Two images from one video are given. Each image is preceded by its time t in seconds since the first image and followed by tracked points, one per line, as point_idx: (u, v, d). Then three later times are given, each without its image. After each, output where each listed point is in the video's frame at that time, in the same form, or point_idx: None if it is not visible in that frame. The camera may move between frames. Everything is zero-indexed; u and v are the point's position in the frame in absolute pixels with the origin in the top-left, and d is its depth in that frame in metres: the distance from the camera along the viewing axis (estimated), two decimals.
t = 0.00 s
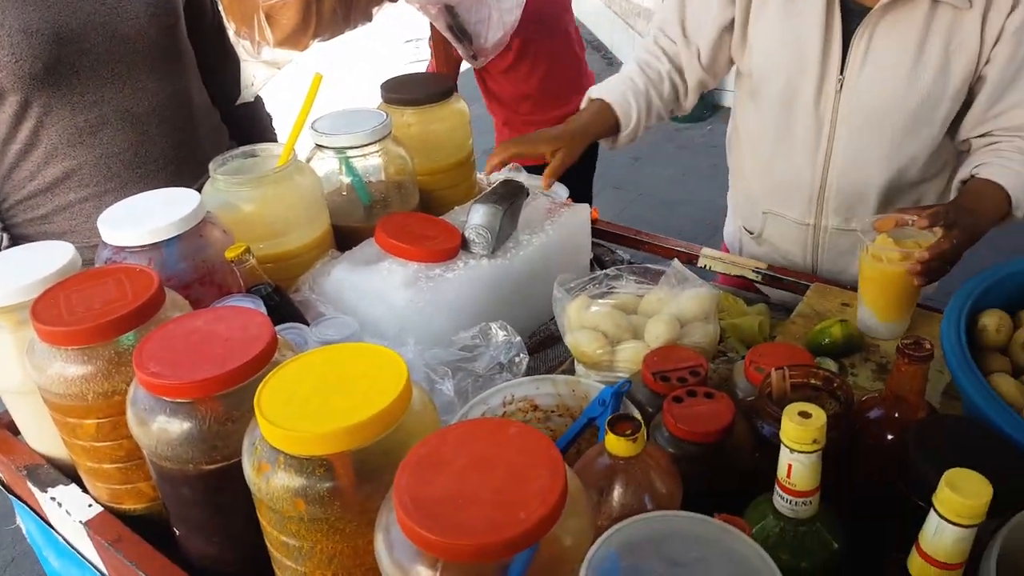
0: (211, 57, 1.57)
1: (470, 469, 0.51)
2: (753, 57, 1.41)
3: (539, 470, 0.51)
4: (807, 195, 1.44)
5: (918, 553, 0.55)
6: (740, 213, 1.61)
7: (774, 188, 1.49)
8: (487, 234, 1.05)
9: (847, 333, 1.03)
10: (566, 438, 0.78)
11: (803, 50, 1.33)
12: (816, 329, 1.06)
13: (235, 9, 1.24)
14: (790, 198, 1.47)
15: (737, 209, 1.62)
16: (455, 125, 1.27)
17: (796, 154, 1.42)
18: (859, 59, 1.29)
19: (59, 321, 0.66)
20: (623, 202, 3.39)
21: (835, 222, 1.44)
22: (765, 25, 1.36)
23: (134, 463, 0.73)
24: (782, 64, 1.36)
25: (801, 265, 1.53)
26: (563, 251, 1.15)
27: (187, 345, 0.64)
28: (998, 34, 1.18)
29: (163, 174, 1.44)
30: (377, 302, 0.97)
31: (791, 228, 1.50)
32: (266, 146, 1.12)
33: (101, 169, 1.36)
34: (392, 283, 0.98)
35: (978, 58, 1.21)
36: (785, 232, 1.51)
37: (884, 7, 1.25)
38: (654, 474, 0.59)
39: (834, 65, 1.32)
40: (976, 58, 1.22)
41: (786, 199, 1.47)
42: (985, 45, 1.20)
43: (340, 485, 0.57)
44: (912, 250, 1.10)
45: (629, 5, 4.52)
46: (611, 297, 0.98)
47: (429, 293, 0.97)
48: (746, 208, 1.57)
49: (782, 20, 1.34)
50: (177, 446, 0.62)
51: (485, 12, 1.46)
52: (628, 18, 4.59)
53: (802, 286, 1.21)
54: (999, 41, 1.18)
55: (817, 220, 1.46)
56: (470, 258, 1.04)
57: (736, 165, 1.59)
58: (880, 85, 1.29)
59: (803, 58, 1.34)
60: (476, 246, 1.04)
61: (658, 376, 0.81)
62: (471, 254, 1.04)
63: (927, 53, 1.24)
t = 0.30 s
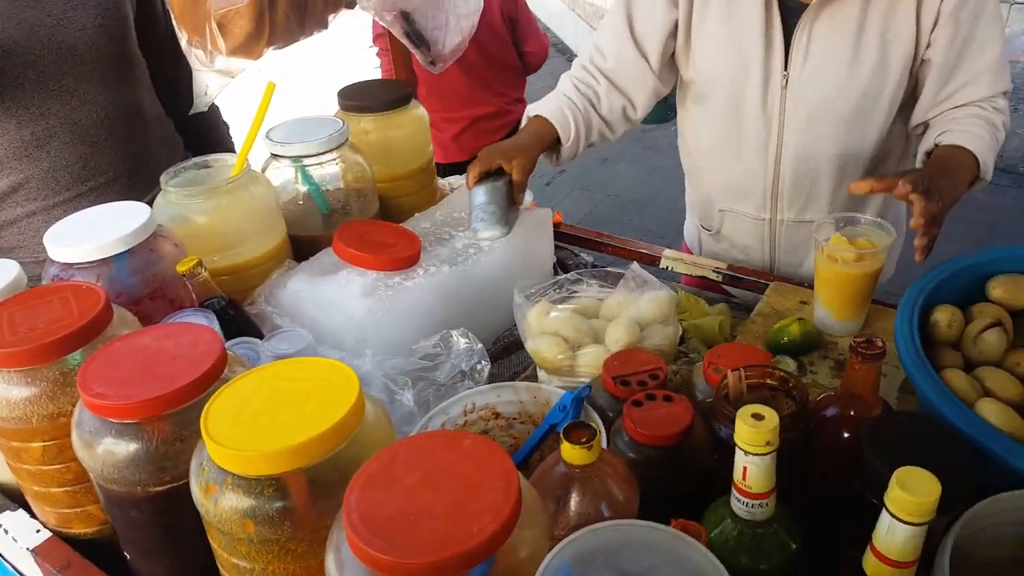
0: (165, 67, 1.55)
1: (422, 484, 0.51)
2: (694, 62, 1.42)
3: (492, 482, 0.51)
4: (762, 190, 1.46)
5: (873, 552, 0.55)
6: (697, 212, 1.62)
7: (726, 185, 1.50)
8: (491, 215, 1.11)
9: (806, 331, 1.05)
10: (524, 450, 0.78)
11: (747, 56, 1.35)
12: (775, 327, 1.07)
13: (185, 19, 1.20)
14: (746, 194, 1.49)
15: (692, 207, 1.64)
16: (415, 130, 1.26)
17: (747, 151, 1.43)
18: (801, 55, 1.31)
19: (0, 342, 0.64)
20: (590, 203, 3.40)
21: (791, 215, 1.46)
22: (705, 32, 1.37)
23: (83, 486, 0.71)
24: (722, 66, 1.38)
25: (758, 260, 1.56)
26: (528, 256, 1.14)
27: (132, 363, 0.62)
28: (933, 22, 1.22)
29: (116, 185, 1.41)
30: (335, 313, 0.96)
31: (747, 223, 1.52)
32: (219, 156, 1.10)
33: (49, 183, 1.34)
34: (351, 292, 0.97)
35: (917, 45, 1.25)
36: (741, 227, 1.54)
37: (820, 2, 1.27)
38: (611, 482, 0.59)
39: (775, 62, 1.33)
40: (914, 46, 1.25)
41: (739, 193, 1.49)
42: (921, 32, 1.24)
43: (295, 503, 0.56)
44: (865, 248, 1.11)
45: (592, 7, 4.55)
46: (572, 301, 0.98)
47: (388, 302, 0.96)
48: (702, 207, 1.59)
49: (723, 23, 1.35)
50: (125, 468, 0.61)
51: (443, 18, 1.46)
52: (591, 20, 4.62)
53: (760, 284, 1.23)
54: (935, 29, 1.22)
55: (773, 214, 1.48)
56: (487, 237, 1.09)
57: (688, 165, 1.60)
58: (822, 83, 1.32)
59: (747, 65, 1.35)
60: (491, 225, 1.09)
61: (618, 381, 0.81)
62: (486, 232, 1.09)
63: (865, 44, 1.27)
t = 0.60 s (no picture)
0: (78, 84, 1.49)
1: (328, 529, 0.50)
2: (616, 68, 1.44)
3: (403, 523, 0.50)
4: (689, 193, 1.46)
5: (796, 570, 0.55)
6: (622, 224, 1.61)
7: (653, 190, 1.50)
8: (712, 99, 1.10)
9: (733, 341, 1.06)
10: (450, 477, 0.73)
11: (665, 56, 1.37)
12: (704, 338, 1.08)
13: (96, 35, 1.17)
14: (673, 197, 1.48)
15: (616, 218, 1.62)
16: (339, 146, 1.23)
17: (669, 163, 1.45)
18: (718, 46, 1.34)
19: None
20: (530, 213, 3.40)
21: (718, 213, 1.47)
22: (626, 35, 1.39)
23: None
24: (646, 71, 1.39)
25: (688, 266, 1.57)
26: (459, 272, 1.12)
27: (22, 406, 0.60)
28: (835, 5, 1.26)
29: (20, 209, 1.38)
30: (252, 338, 0.92)
31: (675, 226, 1.52)
32: (130, 177, 1.05)
33: None
34: (269, 316, 0.93)
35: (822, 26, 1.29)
36: (669, 231, 1.53)
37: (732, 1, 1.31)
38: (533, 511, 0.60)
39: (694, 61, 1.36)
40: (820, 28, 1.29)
41: (666, 197, 1.49)
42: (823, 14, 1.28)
43: (200, 550, 0.55)
44: (789, 256, 1.13)
45: (528, 18, 4.58)
46: (502, 319, 0.97)
47: (307, 325, 0.93)
48: (629, 218, 1.58)
49: (640, 27, 1.37)
50: (10, 518, 0.59)
51: (370, 32, 1.45)
52: (528, 31, 4.65)
53: (690, 295, 1.24)
54: (838, 12, 1.27)
55: (700, 215, 1.49)
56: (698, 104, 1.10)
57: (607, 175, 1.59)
58: (740, 73, 1.34)
59: (667, 67, 1.38)
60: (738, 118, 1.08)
61: (546, 401, 0.80)
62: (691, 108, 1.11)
63: (778, 36, 1.30)
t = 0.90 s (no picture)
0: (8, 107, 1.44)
1: (260, 565, 0.48)
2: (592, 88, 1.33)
3: (339, 557, 0.48)
4: (663, 209, 1.42)
5: None
6: (581, 247, 1.52)
7: (624, 211, 1.43)
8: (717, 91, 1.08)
9: (685, 357, 1.06)
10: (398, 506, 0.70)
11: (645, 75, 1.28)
12: (656, 354, 1.07)
13: (21, 55, 1.13)
14: (644, 217, 1.43)
15: (575, 242, 1.53)
16: (284, 167, 1.20)
17: (645, 175, 1.39)
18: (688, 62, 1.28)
19: None
20: (484, 230, 3.40)
21: (690, 231, 1.44)
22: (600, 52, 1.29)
23: None
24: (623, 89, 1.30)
25: (655, 287, 1.52)
26: (407, 293, 1.10)
27: None
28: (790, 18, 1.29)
29: None
30: (190, 366, 0.89)
31: (647, 245, 1.46)
32: (60, 201, 1.00)
33: None
34: (208, 343, 0.90)
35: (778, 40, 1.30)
36: (640, 253, 1.47)
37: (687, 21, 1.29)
38: (478, 540, 0.59)
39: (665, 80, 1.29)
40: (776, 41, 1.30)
41: (638, 216, 1.43)
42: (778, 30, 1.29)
43: None
44: (737, 272, 1.14)
45: (479, 36, 4.60)
46: (451, 341, 0.95)
47: (248, 351, 0.89)
48: (592, 243, 1.50)
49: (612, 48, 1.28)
50: None
51: (308, 50, 1.45)
52: (480, 49, 4.67)
53: (643, 311, 1.24)
54: (794, 29, 1.30)
55: (674, 232, 1.45)
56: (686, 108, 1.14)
57: (565, 201, 1.49)
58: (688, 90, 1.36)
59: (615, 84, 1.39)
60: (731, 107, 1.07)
61: (495, 424, 0.78)
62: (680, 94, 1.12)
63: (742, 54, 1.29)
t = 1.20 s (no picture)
0: None
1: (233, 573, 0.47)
2: (592, 100, 1.30)
3: (314, 564, 0.48)
4: (657, 224, 1.41)
5: None
6: (571, 261, 1.50)
7: (616, 227, 1.42)
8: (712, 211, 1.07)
9: (665, 365, 1.06)
10: (376, 514, 0.69)
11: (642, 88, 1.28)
12: (637, 362, 1.08)
13: None
14: (637, 230, 1.42)
15: (562, 258, 1.51)
16: (264, 172, 1.20)
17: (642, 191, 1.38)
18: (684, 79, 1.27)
19: None
20: (468, 237, 3.39)
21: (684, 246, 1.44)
22: (604, 64, 1.26)
23: None
24: (624, 104, 1.28)
25: (645, 299, 1.51)
26: (388, 299, 1.10)
27: None
28: (773, 33, 1.30)
29: None
30: (167, 371, 0.88)
31: (638, 259, 1.45)
32: (37, 204, 0.99)
33: None
34: (185, 348, 0.89)
35: (763, 59, 1.31)
36: (632, 267, 1.47)
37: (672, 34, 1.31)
38: (454, 548, 0.58)
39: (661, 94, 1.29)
40: (761, 60, 1.31)
41: (632, 230, 1.42)
42: (763, 50, 1.31)
43: None
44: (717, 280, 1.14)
45: (463, 43, 4.61)
46: (431, 348, 0.95)
47: (226, 357, 0.88)
48: (582, 258, 1.48)
49: (616, 64, 1.26)
50: None
51: (289, 55, 1.46)
52: (464, 57, 4.67)
53: (623, 319, 1.25)
54: (776, 45, 1.31)
55: (665, 246, 1.44)
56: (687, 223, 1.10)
57: (555, 217, 1.47)
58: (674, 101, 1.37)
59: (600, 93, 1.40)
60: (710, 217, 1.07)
61: (474, 431, 0.78)
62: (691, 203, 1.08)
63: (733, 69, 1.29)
